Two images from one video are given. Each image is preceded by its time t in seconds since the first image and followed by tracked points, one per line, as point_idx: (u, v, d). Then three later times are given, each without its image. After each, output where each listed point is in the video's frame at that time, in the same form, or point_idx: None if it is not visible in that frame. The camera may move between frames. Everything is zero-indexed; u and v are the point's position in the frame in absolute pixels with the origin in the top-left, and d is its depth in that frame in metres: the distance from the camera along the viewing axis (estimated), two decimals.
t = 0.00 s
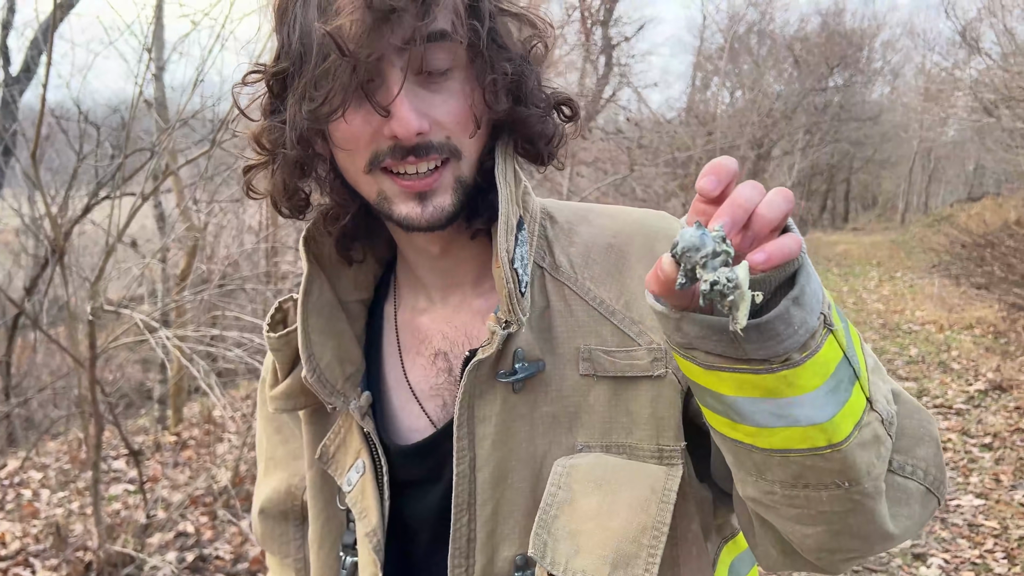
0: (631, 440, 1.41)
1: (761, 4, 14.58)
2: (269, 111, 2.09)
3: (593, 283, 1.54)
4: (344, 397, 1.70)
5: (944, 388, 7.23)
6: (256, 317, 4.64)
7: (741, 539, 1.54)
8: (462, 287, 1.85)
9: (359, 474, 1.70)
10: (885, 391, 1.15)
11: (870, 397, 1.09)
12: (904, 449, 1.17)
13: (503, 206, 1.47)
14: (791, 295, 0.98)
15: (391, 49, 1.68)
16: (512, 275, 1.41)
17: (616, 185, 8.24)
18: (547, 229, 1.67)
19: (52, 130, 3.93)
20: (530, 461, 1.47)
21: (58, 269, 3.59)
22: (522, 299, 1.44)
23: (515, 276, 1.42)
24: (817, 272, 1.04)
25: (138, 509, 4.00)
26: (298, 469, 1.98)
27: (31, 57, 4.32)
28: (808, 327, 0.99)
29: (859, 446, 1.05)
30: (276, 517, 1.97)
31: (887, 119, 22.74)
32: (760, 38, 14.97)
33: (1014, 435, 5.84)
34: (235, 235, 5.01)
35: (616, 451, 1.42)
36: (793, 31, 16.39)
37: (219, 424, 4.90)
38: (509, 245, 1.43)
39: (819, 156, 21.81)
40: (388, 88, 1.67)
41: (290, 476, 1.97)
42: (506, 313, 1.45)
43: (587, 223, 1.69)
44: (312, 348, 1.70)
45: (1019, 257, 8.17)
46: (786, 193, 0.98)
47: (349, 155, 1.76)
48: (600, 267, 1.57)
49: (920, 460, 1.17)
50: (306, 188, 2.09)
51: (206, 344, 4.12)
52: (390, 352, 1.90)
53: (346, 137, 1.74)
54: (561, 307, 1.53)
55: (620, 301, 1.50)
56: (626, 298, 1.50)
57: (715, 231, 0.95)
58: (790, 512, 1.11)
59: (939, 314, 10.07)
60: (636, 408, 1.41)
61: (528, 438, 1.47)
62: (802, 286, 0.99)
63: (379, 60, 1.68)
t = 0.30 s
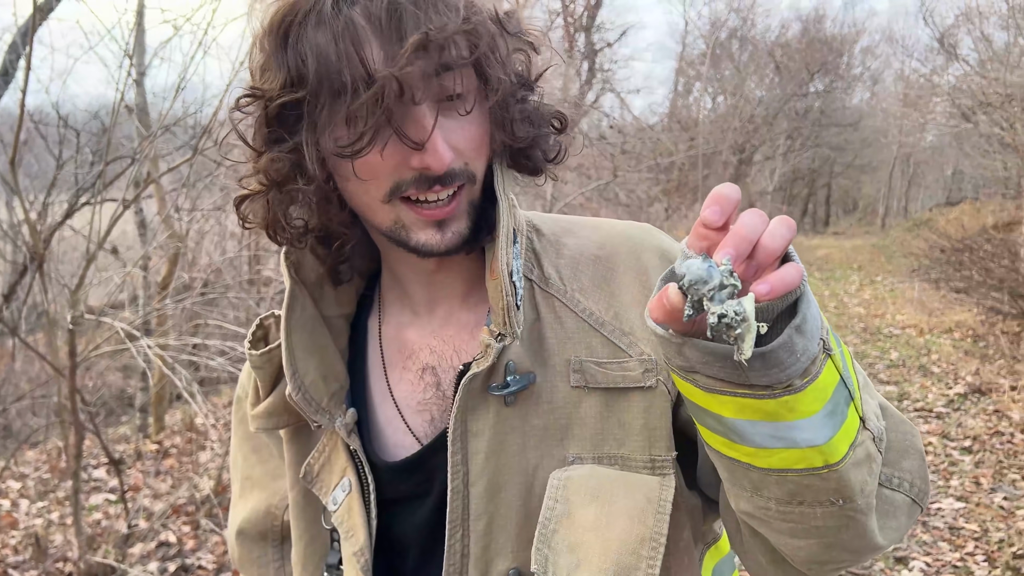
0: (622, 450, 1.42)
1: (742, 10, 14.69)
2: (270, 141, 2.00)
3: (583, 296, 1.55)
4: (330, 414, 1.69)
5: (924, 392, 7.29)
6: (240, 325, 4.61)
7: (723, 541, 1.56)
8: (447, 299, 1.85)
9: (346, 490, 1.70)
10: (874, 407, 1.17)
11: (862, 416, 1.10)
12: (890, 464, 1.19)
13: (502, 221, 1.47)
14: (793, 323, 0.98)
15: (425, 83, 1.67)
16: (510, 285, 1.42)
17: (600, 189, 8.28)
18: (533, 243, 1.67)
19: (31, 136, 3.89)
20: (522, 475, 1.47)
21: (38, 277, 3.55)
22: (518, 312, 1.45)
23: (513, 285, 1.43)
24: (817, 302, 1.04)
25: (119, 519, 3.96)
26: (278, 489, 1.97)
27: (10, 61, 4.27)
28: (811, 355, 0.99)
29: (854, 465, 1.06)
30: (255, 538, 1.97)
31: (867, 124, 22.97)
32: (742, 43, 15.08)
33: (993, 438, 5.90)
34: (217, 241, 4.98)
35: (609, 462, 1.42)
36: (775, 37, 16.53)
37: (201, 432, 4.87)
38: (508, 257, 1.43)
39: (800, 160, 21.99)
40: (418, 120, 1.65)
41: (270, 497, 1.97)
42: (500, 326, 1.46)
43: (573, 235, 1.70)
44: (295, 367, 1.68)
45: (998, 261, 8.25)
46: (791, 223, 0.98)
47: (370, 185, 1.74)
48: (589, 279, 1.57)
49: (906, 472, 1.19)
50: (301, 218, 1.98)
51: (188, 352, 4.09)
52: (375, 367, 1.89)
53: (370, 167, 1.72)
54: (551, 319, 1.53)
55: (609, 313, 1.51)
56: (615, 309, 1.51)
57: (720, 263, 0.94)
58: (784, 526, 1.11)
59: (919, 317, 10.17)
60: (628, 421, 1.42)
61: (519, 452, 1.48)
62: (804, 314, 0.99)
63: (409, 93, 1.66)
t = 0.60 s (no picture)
0: (619, 460, 1.43)
1: (727, 14, 14.79)
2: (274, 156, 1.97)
3: (579, 308, 1.55)
4: (324, 426, 1.69)
5: (908, 393, 7.35)
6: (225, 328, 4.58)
7: (704, 538, 1.58)
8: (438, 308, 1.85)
9: (342, 499, 1.69)
10: (865, 418, 1.19)
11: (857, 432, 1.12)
12: (880, 474, 1.22)
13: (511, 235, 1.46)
14: (801, 349, 0.99)
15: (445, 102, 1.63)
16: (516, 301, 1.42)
17: (586, 192, 8.30)
18: (527, 252, 1.67)
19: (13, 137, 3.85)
20: (519, 486, 1.47)
21: (19, 280, 3.51)
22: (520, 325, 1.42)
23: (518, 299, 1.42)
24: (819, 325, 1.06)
25: (103, 523, 3.93)
26: (261, 497, 1.96)
27: None
28: (816, 379, 1.00)
29: (851, 480, 1.08)
30: (238, 547, 1.97)
31: (851, 127, 23.15)
32: (728, 45, 15.17)
33: (975, 438, 5.95)
34: (202, 244, 4.95)
35: (606, 473, 1.43)
36: (759, 40, 16.66)
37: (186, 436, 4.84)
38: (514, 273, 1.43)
39: (786, 163, 22.13)
40: (438, 138, 1.63)
41: (253, 507, 1.95)
42: (502, 339, 1.45)
43: (568, 244, 1.70)
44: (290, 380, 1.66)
45: (981, 263, 8.32)
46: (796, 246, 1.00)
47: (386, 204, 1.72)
48: (584, 291, 1.58)
49: (895, 483, 1.22)
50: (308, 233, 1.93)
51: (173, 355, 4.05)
52: (365, 376, 1.88)
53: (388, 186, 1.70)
54: (548, 331, 1.53)
55: (606, 325, 1.52)
56: (611, 321, 1.52)
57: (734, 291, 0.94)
58: (781, 538, 1.13)
59: (903, 318, 10.25)
60: (624, 433, 1.43)
61: (516, 462, 1.48)
62: (812, 341, 1.00)
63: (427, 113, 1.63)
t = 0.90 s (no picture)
0: (606, 472, 1.44)
1: (720, 14, 14.85)
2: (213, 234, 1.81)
3: (573, 317, 1.53)
4: (320, 411, 1.71)
5: (898, 392, 7.38)
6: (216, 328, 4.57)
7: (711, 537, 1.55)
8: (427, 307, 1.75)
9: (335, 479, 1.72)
10: (856, 449, 1.19)
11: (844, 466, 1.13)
12: (870, 506, 1.23)
13: (489, 246, 1.42)
14: (779, 385, 1.00)
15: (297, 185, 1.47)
16: (496, 316, 1.37)
17: (578, 192, 8.32)
18: (529, 255, 1.64)
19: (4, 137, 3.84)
20: (508, 490, 1.49)
21: (10, 280, 3.50)
22: (508, 337, 1.41)
23: (500, 317, 1.38)
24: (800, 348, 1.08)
25: (93, 523, 3.92)
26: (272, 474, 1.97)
27: None
28: (795, 416, 1.01)
29: (834, 515, 1.08)
30: (253, 515, 1.96)
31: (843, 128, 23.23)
32: (720, 47, 15.22)
33: (965, 438, 5.98)
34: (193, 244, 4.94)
35: (592, 483, 1.44)
36: (751, 41, 16.72)
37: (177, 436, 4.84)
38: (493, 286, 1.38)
39: (778, 163, 22.20)
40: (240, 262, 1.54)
41: (267, 478, 1.95)
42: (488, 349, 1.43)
43: (569, 248, 1.66)
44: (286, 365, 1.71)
45: (971, 263, 8.35)
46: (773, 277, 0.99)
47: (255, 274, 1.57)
48: (580, 299, 1.56)
49: (886, 516, 1.22)
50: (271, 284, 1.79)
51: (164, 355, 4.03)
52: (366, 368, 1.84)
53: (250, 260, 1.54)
54: (542, 337, 1.52)
55: (600, 334, 1.51)
56: (606, 332, 1.51)
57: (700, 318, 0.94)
58: (761, 568, 1.13)
59: (894, 319, 10.29)
60: (611, 448, 1.43)
61: (505, 466, 1.49)
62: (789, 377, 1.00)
63: (283, 179, 1.45)
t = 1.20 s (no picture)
0: (568, 480, 1.31)
1: (719, 15, 14.91)
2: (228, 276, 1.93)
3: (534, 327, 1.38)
4: (340, 408, 1.77)
5: (897, 392, 7.40)
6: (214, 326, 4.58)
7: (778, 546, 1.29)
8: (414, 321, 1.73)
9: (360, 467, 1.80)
10: (797, 449, 0.99)
11: (761, 468, 0.95)
12: (831, 521, 1.01)
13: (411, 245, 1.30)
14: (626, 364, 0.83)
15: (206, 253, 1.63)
16: (423, 329, 1.31)
17: (578, 192, 8.35)
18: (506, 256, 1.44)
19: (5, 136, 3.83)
20: (488, 493, 1.42)
21: (11, 279, 3.50)
22: (445, 347, 1.35)
23: (429, 329, 1.31)
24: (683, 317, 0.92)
25: (95, 522, 3.92)
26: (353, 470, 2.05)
27: None
28: (650, 404, 0.86)
29: (732, 523, 0.93)
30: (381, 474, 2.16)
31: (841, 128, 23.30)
32: (719, 47, 15.26)
33: (964, 437, 6.00)
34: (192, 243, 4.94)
35: (557, 489, 1.32)
36: (749, 42, 16.79)
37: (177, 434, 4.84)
38: (415, 299, 1.30)
39: (777, 164, 22.26)
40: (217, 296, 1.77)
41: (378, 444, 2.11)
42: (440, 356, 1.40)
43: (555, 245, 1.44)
44: (303, 370, 1.79)
45: (969, 263, 8.38)
46: (627, 248, 0.79)
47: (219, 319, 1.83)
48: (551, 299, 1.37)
49: (848, 534, 1.01)
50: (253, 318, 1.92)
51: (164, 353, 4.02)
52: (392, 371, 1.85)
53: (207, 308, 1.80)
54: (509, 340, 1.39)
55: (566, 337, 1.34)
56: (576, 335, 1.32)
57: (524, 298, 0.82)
58: None
59: (892, 319, 10.33)
60: (570, 455, 1.31)
61: (480, 466, 1.42)
62: (642, 355, 0.83)
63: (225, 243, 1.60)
